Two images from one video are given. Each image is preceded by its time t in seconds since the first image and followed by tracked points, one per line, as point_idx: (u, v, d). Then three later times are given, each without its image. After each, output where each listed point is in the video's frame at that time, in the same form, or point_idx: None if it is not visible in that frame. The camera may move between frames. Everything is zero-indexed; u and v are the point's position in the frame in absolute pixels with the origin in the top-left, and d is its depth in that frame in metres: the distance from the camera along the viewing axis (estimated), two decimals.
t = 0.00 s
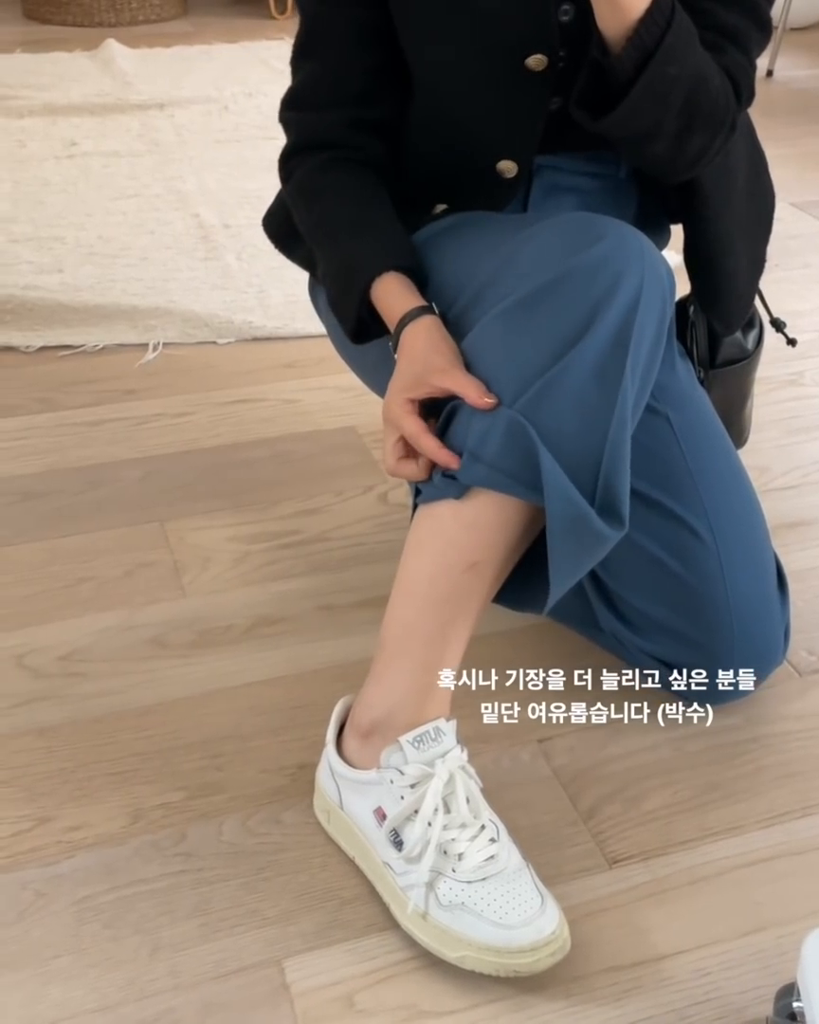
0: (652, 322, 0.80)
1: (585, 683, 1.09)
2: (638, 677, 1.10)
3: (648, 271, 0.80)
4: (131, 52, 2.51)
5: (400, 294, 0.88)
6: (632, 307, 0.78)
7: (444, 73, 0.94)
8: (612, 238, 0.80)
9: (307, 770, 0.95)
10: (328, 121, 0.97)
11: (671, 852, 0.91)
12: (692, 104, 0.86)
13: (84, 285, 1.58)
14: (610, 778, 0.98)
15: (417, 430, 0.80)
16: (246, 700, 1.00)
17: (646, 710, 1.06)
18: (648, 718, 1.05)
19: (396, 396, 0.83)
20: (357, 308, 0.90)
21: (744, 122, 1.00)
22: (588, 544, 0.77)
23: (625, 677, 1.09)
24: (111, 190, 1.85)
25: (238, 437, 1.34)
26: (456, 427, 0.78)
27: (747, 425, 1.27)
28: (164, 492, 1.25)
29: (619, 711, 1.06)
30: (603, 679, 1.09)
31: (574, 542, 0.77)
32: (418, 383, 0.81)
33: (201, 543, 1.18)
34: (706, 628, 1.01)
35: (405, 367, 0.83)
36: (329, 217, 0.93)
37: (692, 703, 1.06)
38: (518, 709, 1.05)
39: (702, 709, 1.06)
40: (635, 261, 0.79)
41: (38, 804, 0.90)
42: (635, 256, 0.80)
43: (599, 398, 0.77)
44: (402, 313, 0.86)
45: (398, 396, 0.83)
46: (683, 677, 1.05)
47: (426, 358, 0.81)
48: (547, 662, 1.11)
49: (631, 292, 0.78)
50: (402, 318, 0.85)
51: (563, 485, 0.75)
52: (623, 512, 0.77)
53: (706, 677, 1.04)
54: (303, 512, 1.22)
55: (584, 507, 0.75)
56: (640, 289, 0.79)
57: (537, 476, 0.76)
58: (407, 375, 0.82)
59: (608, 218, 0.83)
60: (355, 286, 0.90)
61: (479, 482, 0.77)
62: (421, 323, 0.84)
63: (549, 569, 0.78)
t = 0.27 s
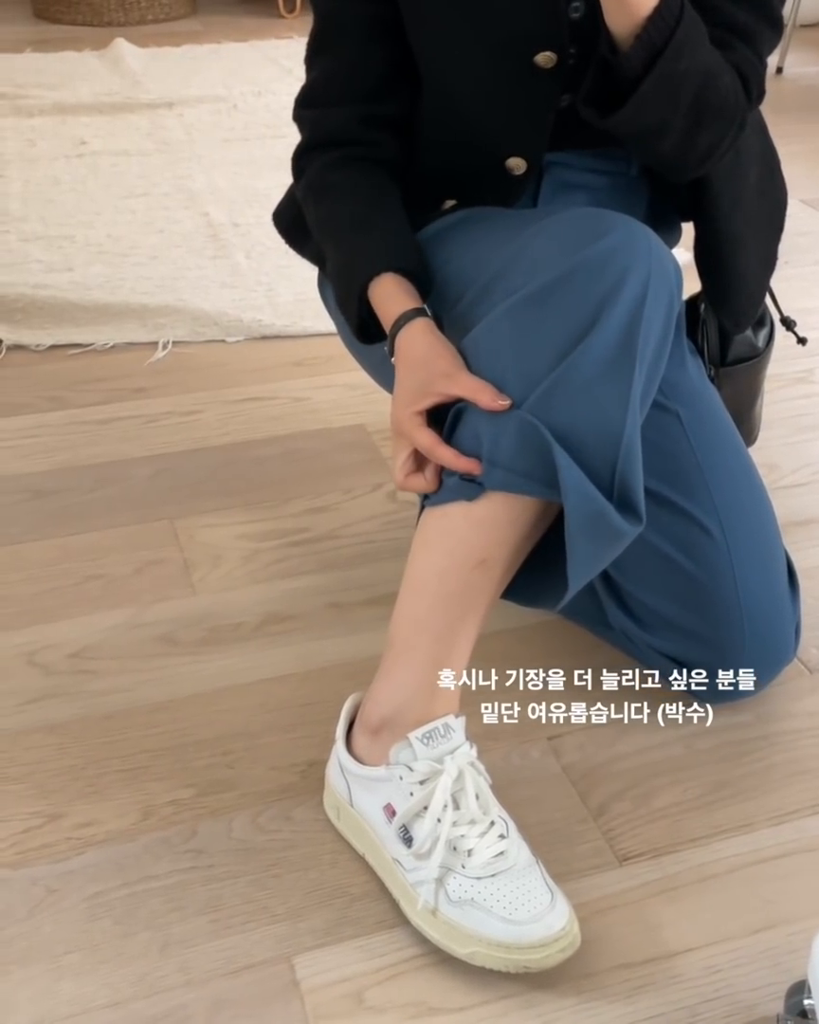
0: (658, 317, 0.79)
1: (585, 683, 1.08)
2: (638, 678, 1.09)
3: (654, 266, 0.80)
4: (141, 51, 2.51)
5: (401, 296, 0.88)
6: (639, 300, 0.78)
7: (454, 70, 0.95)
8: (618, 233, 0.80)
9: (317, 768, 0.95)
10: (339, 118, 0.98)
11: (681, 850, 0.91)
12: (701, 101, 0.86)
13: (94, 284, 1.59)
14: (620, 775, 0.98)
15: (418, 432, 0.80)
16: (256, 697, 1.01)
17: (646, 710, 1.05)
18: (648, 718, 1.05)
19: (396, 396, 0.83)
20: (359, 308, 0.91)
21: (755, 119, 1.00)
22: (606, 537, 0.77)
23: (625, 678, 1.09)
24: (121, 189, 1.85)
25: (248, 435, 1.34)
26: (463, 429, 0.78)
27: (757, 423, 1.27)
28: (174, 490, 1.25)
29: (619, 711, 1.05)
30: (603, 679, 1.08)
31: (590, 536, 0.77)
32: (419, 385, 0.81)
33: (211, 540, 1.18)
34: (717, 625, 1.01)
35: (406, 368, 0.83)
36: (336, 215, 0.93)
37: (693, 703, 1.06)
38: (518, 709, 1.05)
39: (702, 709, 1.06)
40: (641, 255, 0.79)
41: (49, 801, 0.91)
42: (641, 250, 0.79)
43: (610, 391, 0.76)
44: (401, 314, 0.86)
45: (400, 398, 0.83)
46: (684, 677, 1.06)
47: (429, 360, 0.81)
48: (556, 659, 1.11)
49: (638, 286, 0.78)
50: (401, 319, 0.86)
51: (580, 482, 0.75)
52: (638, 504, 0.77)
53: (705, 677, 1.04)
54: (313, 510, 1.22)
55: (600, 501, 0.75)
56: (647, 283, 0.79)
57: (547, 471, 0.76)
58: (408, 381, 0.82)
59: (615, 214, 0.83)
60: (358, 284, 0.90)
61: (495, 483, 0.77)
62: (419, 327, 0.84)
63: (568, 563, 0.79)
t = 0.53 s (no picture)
0: (660, 313, 0.79)
1: (585, 683, 1.08)
2: (638, 678, 1.09)
3: (656, 262, 0.79)
4: (150, 50, 2.51)
5: (402, 290, 0.88)
6: (640, 297, 0.78)
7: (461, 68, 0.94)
8: (620, 229, 0.80)
9: (324, 767, 0.95)
10: (344, 116, 0.97)
11: (690, 850, 0.91)
12: (711, 100, 0.86)
13: (102, 283, 1.59)
14: (629, 775, 0.98)
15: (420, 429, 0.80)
16: (264, 697, 1.01)
17: (646, 710, 1.05)
18: (648, 718, 1.04)
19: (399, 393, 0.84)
20: (361, 305, 0.90)
21: (765, 116, 0.99)
22: (605, 533, 0.77)
23: (625, 677, 1.08)
24: (129, 188, 1.85)
25: (255, 434, 1.34)
26: (466, 426, 0.78)
27: (766, 422, 1.27)
28: (182, 489, 1.25)
29: (619, 711, 1.05)
30: (603, 679, 1.08)
31: (589, 532, 0.77)
32: (421, 382, 0.82)
33: (219, 539, 1.18)
34: (725, 624, 1.00)
35: (408, 365, 0.83)
36: (340, 212, 0.93)
37: (692, 703, 1.06)
38: (518, 709, 1.04)
39: (702, 709, 1.05)
40: (643, 251, 0.79)
41: (56, 800, 0.91)
42: (643, 245, 0.79)
43: (612, 388, 0.76)
44: (403, 308, 0.86)
45: (402, 394, 0.83)
46: (684, 677, 1.06)
47: (430, 355, 0.82)
48: (564, 659, 1.11)
49: (640, 282, 0.78)
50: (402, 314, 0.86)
51: (578, 478, 0.75)
52: (638, 502, 0.77)
53: (705, 676, 1.04)
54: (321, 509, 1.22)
55: (600, 497, 0.75)
56: (648, 279, 0.78)
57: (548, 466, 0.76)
58: (412, 378, 0.82)
59: (617, 210, 0.83)
60: (360, 280, 0.90)
61: (498, 480, 0.77)
62: (422, 321, 0.84)
63: (567, 559, 0.78)
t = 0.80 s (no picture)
0: (671, 311, 0.79)
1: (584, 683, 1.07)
2: (638, 678, 1.08)
3: (668, 260, 0.79)
4: (158, 49, 2.52)
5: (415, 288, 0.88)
6: (653, 295, 0.77)
7: (471, 65, 0.94)
8: (632, 227, 0.80)
9: (334, 765, 0.95)
10: (355, 112, 0.97)
11: (701, 848, 0.91)
12: (722, 98, 0.85)
13: (112, 282, 1.59)
14: (639, 774, 0.97)
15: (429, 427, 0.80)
16: (273, 695, 1.01)
17: (645, 710, 1.04)
18: (647, 718, 1.04)
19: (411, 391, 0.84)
20: (371, 303, 0.90)
21: (778, 114, 0.99)
22: (617, 532, 0.77)
23: (625, 677, 1.08)
24: (138, 187, 1.85)
25: (264, 433, 1.34)
26: (477, 424, 0.78)
27: (776, 420, 1.26)
28: (191, 487, 1.25)
29: (618, 711, 1.04)
30: (603, 679, 1.07)
31: (600, 530, 0.76)
32: (431, 380, 0.82)
33: (228, 538, 1.18)
34: (738, 622, 1.00)
35: (419, 363, 0.83)
36: (351, 210, 0.93)
37: (693, 704, 1.05)
38: (518, 709, 1.04)
39: (702, 709, 1.05)
40: (655, 249, 0.79)
41: (66, 797, 0.91)
42: (655, 243, 0.79)
43: (625, 386, 0.76)
44: (414, 306, 0.86)
45: (414, 392, 0.83)
46: (684, 677, 1.07)
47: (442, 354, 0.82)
48: (574, 657, 1.10)
49: (652, 279, 0.77)
50: (413, 313, 0.86)
51: (589, 476, 0.74)
52: (650, 501, 0.77)
53: (705, 676, 1.05)
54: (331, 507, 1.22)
55: (611, 495, 0.75)
56: (660, 277, 0.78)
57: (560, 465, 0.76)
58: (424, 376, 0.82)
59: (629, 208, 0.82)
60: (371, 278, 0.90)
61: (510, 479, 0.76)
62: (434, 319, 0.84)
63: (578, 558, 0.78)
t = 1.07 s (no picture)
0: (674, 305, 0.79)
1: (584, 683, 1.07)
2: (638, 678, 1.08)
3: (670, 254, 0.79)
4: (166, 49, 2.52)
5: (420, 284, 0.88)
6: (653, 288, 0.77)
7: (479, 64, 0.94)
8: (633, 221, 0.80)
9: (340, 764, 0.95)
10: (364, 109, 0.98)
11: (708, 847, 0.91)
12: (730, 96, 0.85)
13: (120, 281, 1.59)
14: (647, 772, 0.97)
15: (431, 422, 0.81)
16: (280, 693, 1.01)
17: (645, 710, 1.04)
18: (646, 718, 1.03)
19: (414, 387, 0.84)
20: (378, 299, 0.91)
21: (787, 112, 0.98)
22: (617, 528, 0.77)
23: (625, 678, 1.08)
24: (146, 187, 1.86)
25: (272, 432, 1.35)
26: (477, 421, 0.78)
27: (784, 419, 1.26)
28: (198, 486, 1.25)
29: (618, 711, 1.04)
30: (603, 679, 1.07)
31: (599, 525, 0.76)
32: (434, 376, 0.82)
33: (235, 536, 1.18)
34: (745, 620, 0.99)
35: (423, 360, 0.83)
36: (359, 206, 0.93)
37: (692, 704, 1.05)
38: (518, 708, 1.03)
39: (702, 709, 1.04)
40: (657, 243, 0.79)
41: (74, 795, 0.91)
42: (656, 237, 0.79)
43: (625, 380, 0.76)
44: (418, 302, 0.87)
45: (417, 389, 0.83)
46: (683, 677, 1.07)
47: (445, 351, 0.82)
48: (581, 655, 1.10)
49: (653, 272, 0.77)
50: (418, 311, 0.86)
51: (588, 471, 0.74)
52: (650, 495, 0.77)
53: (705, 677, 1.05)
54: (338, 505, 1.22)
55: (610, 490, 0.75)
56: (661, 270, 0.78)
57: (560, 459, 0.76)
58: (427, 371, 0.83)
59: (631, 203, 0.82)
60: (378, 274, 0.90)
61: (511, 473, 0.77)
62: (439, 315, 0.84)
63: (578, 553, 0.78)
